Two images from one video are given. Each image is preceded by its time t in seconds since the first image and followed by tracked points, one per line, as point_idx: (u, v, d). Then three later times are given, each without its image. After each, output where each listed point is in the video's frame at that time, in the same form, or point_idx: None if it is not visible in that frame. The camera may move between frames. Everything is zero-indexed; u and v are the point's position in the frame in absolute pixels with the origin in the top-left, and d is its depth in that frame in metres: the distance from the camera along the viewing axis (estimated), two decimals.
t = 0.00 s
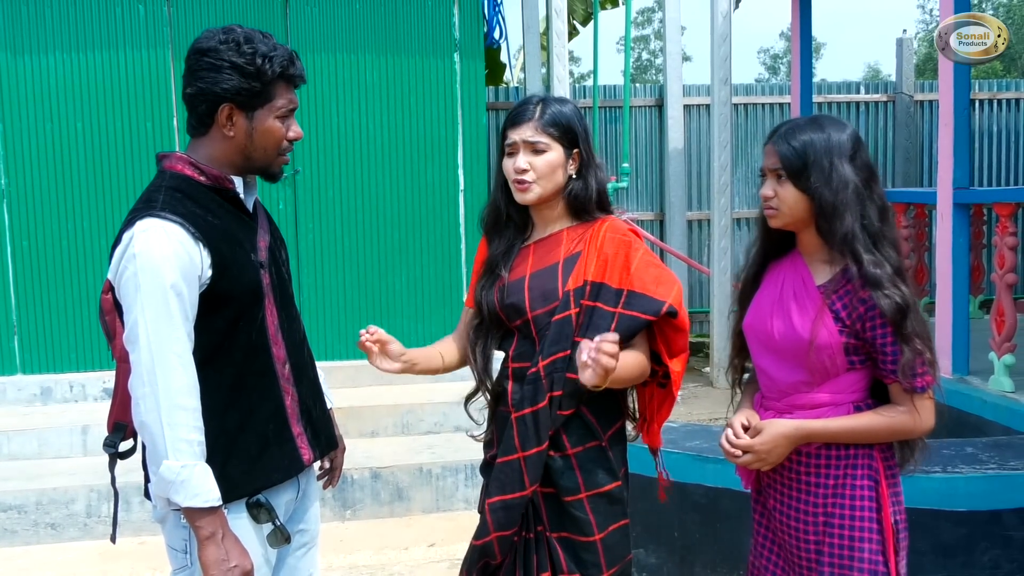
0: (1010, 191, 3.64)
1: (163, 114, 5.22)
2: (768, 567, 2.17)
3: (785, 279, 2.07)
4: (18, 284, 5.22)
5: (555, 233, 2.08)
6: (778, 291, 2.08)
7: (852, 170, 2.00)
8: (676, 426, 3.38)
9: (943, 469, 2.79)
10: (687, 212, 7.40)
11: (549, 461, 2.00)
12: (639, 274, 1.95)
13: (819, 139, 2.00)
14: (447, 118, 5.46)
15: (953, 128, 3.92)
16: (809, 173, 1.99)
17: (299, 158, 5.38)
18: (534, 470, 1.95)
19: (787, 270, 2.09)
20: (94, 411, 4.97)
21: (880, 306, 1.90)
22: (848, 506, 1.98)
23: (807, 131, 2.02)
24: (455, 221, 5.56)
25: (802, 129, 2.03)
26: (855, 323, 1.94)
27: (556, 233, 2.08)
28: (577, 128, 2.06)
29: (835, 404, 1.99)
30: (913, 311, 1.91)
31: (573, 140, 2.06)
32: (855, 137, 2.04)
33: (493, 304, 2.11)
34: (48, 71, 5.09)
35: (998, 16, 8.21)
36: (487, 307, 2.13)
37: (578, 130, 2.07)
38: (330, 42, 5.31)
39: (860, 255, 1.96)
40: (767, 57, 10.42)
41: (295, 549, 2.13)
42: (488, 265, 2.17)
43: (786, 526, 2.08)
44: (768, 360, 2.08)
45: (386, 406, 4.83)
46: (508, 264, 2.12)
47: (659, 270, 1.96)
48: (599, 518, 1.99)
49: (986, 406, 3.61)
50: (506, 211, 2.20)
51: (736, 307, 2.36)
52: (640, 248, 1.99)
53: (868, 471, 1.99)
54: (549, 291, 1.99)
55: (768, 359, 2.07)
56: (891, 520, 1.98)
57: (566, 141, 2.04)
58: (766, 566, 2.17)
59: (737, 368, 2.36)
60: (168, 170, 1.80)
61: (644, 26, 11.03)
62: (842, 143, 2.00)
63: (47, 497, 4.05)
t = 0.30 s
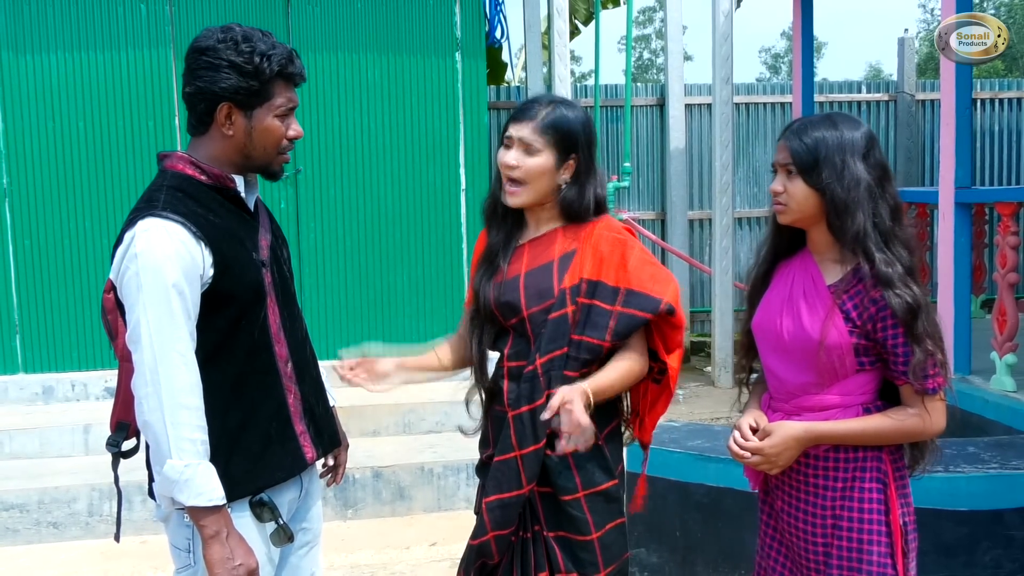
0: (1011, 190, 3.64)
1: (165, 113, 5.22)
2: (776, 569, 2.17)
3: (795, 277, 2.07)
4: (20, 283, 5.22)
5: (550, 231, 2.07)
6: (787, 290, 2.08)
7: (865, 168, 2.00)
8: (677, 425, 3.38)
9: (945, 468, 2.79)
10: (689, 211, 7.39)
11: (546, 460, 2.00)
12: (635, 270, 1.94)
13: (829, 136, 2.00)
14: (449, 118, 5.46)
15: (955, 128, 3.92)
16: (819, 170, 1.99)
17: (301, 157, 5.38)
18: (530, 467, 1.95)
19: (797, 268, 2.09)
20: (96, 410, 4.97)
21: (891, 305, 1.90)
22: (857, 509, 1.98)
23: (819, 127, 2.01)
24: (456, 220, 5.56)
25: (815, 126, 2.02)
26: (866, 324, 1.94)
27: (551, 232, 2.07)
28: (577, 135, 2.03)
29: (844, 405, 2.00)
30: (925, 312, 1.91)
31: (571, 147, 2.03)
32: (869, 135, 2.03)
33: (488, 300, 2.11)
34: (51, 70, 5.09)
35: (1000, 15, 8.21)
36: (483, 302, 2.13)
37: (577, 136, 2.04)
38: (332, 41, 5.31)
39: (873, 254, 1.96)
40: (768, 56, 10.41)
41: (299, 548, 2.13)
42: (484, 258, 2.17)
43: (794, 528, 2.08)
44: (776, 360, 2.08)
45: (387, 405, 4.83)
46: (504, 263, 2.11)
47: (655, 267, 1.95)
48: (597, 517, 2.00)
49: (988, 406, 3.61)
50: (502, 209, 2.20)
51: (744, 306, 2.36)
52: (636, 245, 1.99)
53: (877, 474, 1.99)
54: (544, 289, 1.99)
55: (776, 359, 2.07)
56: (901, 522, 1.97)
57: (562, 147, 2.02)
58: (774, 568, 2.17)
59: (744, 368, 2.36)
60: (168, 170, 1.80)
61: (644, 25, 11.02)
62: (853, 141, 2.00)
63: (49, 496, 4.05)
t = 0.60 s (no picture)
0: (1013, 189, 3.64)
1: (165, 113, 5.22)
2: (779, 568, 2.17)
3: (797, 276, 2.07)
4: (21, 282, 5.22)
5: (547, 234, 2.08)
6: (791, 289, 2.07)
7: (868, 167, 2.00)
8: (679, 424, 3.37)
9: (947, 467, 2.78)
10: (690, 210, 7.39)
11: (537, 455, 2.00)
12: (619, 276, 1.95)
13: (833, 134, 2.00)
14: (450, 118, 5.46)
15: (956, 127, 3.92)
16: (821, 168, 1.99)
17: (301, 156, 5.38)
18: (516, 472, 1.95)
19: (800, 268, 2.09)
20: (97, 409, 4.97)
21: (894, 304, 1.89)
22: (859, 508, 1.97)
23: (823, 126, 2.01)
24: (457, 220, 5.55)
25: (818, 124, 2.02)
26: (870, 323, 1.94)
27: (548, 234, 2.08)
28: (561, 123, 2.03)
29: (847, 405, 1.99)
30: (928, 310, 1.90)
31: (557, 137, 2.02)
32: (873, 134, 2.03)
33: (480, 300, 2.11)
34: (52, 71, 5.10)
35: (1001, 13, 8.20)
36: (476, 304, 2.12)
37: (565, 129, 2.03)
38: (332, 40, 5.31)
39: (876, 253, 1.96)
40: (769, 55, 10.40)
41: (300, 548, 2.13)
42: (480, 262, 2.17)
43: (797, 527, 2.08)
44: (779, 359, 2.07)
45: (388, 405, 4.83)
46: (500, 265, 2.10)
47: (644, 275, 1.96)
48: (589, 514, 2.00)
49: (990, 405, 3.60)
50: (500, 213, 2.20)
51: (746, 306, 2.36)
52: (628, 253, 1.99)
53: (881, 473, 1.99)
54: (536, 296, 2.00)
55: (779, 359, 2.07)
56: (904, 522, 1.97)
57: (548, 137, 2.01)
58: (777, 567, 2.18)
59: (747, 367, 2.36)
60: (167, 169, 1.80)
61: (645, 24, 11.01)
62: (857, 140, 2.00)
63: (50, 496, 4.06)
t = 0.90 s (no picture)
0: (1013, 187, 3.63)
1: (164, 113, 5.22)
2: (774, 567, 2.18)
3: (794, 275, 2.06)
4: (20, 283, 5.22)
5: (550, 234, 2.06)
6: (787, 288, 2.07)
7: (863, 165, 1.99)
8: (679, 424, 3.37)
9: (947, 466, 2.78)
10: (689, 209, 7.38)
11: (542, 457, 2.01)
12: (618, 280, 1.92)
13: (829, 133, 1.99)
14: (449, 117, 5.45)
15: (956, 125, 3.92)
16: (816, 166, 1.99)
17: (300, 155, 5.37)
18: (518, 474, 1.97)
19: (796, 267, 2.09)
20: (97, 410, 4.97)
21: (888, 303, 1.89)
22: (854, 508, 1.97)
23: (819, 124, 2.01)
24: (455, 220, 5.55)
25: (814, 123, 2.02)
26: (864, 322, 1.94)
27: (551, 234, 2.06)
28: (551, 124, 2.00)
29: (842, 404, 1.99)
30: (922, 309, 1.90)
31: (547, 139, 2.00)
32: (869, 132, 2.02)
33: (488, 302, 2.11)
34: (51, 71, 5.09)
35: (1001, 12, 8.19)
36: (484, 304, 2.12)
37: (556, 130, 2.01)
38: (331, 39, 5.31)
39: (871, 251, 1.95)
40: (769, 53, 10.39)
41: (296, 549, 2.12)
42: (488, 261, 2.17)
43: (791, 526, 2.08)
44: (775, 358, 2.07)
45: (389, 404, 4.82)
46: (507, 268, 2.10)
47: (641, 278, 1.92)
48: (595, 515, 2.00)
49: (990, 403, 3.60)
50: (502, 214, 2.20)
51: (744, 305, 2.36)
52: (626, 254, 1.95)
53: (875, 472, 1.99)
54: (538, 298, 1.99)
55: (774, 357, 2.07)
56: (899, 522, 1.97)
57: (538, 140, 2.00)
58: (772, 566, 2.18)
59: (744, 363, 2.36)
60: (161, 170, 1.80)
61: (645, 23, 11.00)
62: (853, 138, 2.00)
63: (50, 496, 4.05)
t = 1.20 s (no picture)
0: (1011, 185, 3.63)
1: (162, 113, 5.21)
2: (766, 569, 2.17)
3: (785, 273, 2.06)
4: (18, 283, 5.22)
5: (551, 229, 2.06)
6: (777, 286, 2.07)
7: (855, 164, 1.98)
8: (677, 422, 3.36)
9: (944, 465, 2.77)
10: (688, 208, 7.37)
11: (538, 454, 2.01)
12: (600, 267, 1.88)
13: (820, 132, 1.99)
14: (446, 116, 5.45)
15: (954, 124, 3.91)
16: (807, 165, 1.98)
17: (298, 155, 5.36)
18: (507, 464, 1.97)
19: (788, 265, 2.08)
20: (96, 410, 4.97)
21: (879, 302, 1.89)
22: (843, 508, 1.97)
23: (811, 123, 2.00)
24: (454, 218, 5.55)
25: (806, 122, 2.01)
26: (855, 322, 1.93)
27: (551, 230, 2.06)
28: (525, 147, 1.97)
29: (832, 403, 1.99)
30: (913, 309, 1.90)
31: (523, 162, 1.97)
32: (861, 131, 2.01)
33: (485, 297, 2.13)
34: (48, 71, 5.09)
35: (1000, 9, 8.18)
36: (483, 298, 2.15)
37: (525, 145, 1.97)
38: (328, 39, 5.30)
39: (862, 251, 1.94)
40: (768, 51, 10.38)
41: (290, 549, 2.12)
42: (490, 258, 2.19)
43: (781, 527, 2.08)
44: (765, 356, 2.07)
45: (387, 404, 4.82)
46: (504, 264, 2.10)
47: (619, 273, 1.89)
48: (590, 517, 1.98)
49: (989, 401, 3.59)
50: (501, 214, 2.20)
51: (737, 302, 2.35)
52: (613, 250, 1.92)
53: (864, 472, 1.98)
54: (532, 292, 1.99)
55: (765, 355, 2.07)
56: (889, 521, 1.96)
57: (515, 166, 1.97)
58: (764, 567, 2.18)
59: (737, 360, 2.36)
60: (149, 170, 1.79)
61: (645, 21, 10.99)
62: (845, 137, 1.99)
63: (49, 496, 4.05)
